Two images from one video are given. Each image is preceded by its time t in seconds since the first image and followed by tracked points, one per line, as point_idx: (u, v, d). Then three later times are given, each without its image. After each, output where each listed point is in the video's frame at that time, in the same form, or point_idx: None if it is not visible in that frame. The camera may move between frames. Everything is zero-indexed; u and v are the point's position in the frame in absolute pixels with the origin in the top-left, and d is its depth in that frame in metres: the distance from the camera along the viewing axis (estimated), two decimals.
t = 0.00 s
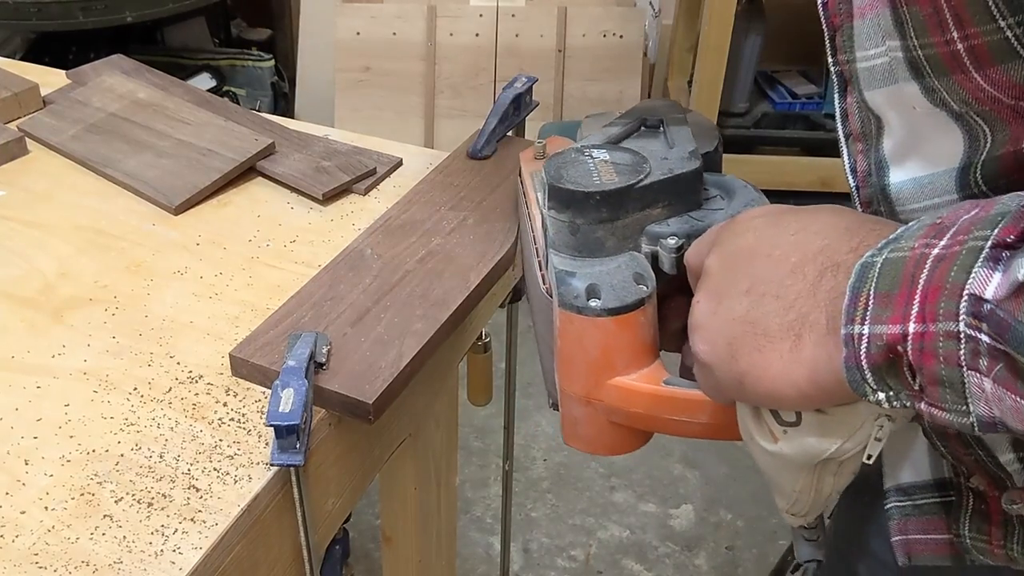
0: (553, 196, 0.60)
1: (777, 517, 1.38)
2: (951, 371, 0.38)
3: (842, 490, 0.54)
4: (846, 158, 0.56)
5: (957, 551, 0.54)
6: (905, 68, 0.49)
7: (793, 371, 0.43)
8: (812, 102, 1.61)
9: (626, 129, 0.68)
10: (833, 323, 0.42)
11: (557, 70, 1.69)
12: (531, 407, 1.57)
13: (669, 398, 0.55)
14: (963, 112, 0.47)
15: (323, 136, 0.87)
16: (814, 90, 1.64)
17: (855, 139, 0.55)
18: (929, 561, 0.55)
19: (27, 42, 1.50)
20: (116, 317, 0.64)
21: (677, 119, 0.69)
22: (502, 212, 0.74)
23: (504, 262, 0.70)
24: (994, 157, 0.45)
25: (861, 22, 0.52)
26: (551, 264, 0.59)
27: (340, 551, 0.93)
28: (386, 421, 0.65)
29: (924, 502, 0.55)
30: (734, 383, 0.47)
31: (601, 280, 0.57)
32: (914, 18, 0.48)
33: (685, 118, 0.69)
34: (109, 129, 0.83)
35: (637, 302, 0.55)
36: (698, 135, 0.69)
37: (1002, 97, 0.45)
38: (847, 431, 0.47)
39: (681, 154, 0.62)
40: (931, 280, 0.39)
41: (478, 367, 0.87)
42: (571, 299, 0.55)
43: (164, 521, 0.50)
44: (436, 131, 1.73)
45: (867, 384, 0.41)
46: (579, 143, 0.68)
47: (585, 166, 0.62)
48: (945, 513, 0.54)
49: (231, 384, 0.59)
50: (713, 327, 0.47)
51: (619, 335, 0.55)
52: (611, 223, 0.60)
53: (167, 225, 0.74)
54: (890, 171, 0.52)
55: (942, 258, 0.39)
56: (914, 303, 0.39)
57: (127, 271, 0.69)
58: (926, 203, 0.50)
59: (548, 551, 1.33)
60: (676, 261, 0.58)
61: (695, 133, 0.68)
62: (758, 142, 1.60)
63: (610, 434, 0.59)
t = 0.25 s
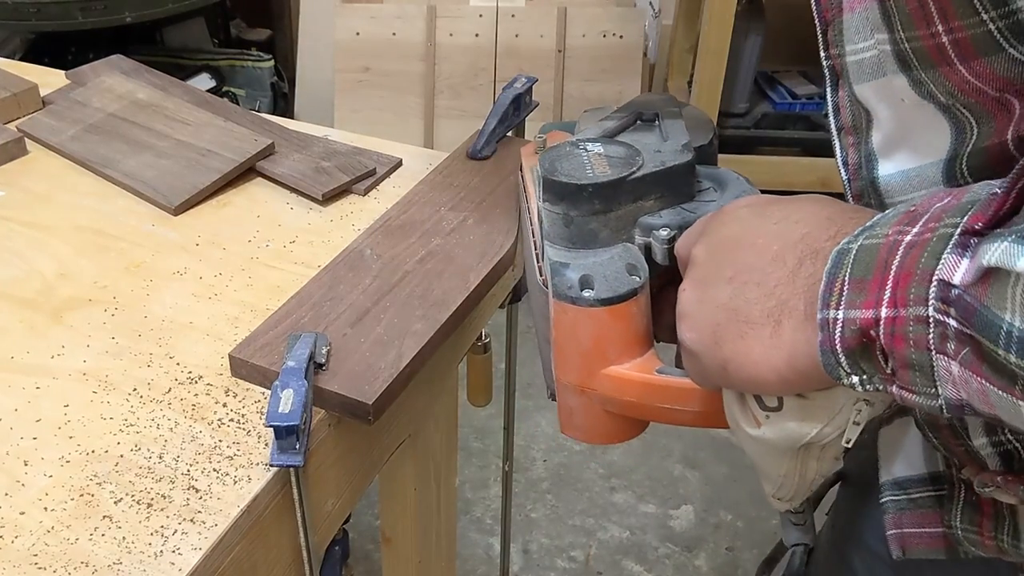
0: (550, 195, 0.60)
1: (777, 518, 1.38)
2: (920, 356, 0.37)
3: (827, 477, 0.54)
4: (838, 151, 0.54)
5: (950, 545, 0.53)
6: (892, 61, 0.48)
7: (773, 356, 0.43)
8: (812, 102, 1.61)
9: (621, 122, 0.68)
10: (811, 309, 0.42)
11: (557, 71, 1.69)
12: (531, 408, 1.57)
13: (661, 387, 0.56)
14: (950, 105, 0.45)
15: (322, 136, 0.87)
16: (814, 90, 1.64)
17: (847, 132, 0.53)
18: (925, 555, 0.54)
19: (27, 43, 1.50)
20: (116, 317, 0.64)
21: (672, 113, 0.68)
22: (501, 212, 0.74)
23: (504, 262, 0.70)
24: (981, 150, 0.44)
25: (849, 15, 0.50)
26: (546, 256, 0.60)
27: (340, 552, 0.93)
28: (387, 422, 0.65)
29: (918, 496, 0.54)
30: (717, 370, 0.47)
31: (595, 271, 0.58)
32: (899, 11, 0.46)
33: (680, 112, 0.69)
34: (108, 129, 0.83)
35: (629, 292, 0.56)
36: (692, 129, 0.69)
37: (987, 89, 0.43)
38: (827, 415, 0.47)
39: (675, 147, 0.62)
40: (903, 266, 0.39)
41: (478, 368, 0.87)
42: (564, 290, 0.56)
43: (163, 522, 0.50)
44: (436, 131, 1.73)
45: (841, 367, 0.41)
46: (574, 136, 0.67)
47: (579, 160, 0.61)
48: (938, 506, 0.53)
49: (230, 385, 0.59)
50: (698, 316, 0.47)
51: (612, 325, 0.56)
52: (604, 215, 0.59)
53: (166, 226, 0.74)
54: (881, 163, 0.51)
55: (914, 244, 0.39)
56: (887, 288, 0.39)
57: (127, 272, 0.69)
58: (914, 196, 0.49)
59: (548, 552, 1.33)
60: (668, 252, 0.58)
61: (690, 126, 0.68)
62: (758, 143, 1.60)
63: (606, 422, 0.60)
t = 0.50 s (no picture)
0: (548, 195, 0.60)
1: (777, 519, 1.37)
2: (893, 347, 0.37)
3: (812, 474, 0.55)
4: (832, 148, 0.54)
5: (946, 543, 0.52)
6: (880, 56, 0.48)
7: (754, 351, 0.44)
8: (812, 102, 1.61)
9: (617, 122, 0.68)
10: (790, 305, 0.43)
11: (557, 71, 1.68)
12: (530, 409, 1.57)
13: (652, 385, 0.56)
14: (935, 101, 0.45)
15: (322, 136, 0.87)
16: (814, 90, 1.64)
17: (840, 129, 0.53)
18: (921, 554, 0.54)
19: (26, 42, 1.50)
20: (116, 318, 0.64)
21: (669, 113, 0.68)
22: (502, 212, 0.74)
23: (504, 262, 0.70)
24: (966, 145, 0.44)
25: (841, 11, 0.50)
26: (540, 254, 0.60)
27: (339, 552, 0.93)
28: (387, 422, 0.65)
29: (915, 494, 0.54)
30: (701, 365, 0.48)
31: (588, 269, 0.58)
32: (886, 5, 0.47)
33: (677, 112, 0.69)
34: (108, 129, 0.83)
35: (621, 290, 0.56)
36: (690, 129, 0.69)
37: (969, 85, 0.43)
38: (808, 411, 0.47)
39: (669, 146, 0.62)
40: (878, 259, 0.39)
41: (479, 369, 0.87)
42: (557, 287, 0.57)
43: (163, 523, 0.49)
44: (436, 131, 1.73)
45: (817, 361, 0.41)
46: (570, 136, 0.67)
47: (573, 158, 0.61)
48: (933, 503, 0.53)
49: (230, 386, 0.59)
50: (682, 312, 0.48)
51: (603, 322, 0.57)
52: (597, 214, 0.60)
53: (166, 226, 0.74)
54: (873, 159, 0.50)
55: (889, 237, 0.39)
56: (862, 281, 0.39)
57: (126, 272, 0.68)
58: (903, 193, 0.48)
59: (548, 553, 1.33)
60: (661, 250, 0.57)
61: (688, 126, 0.68)
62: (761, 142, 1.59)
63: (600, 419, 0.61)
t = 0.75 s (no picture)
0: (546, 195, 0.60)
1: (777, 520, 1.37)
2: (858, 339, 0.38)
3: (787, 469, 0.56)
4: (828, 147, 0.54)
5: (943, 547, 0.52)
6: (869, 55, 0.48)
7: (728, 343, 0.45)
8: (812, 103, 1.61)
9: (616, 117, 0.68)
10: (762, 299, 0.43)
11: (557, 71, 1.68)
12: (530, 409, 1.57)
13: (637, 377, 0.57)
14: (921, 102, 0.45)
15: (321, 137, 0.87)
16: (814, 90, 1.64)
17: (835, 128, 0.53)
18: (918, 558, 0.54)
19: (26, 43, 1.50)
20: (115, 319, 0.64)
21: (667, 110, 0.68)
22: (502, 213, 0.74)
23: (503, 263, 0.70)
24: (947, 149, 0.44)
25: (832, 10, 0.50)
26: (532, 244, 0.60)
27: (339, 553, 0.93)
28: (387, 423, 0.65)
29: (912, 497, 0.54)
30: (680, 356, 0.49)
31: (578, 260, 0.58)
32: (872, 3, 0.46)
33: (677, 108, 0.69)
34: (107, 130, 0.83)
35: (611, 281, 0.56)
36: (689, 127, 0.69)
37: (953, 86, 0.43)
38: (781, 405, 0.49)
39: (665, 141, 0.62)
40: (847, 252, 0.39)
41: (479, 370, 0.87)
42: (548, 276, 0.57)
43: (162, 524, 0.49)
44: (435, 132, 1.73)
45: (787, 352, 0.42)
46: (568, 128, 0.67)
47: (569, 150, 0.61)
48: (929, 506, 0.52)
49: (229, 386, 0.59)
50: (665, 303, 0.50)
51: (592, 312, 0.57)
52: (591, 206, 0.60)
53: (165, 227, 0.74)
54: (866, 158, 0.50)
55: (858, 231, 0.39)
56: (830, 274, 0.39)
57: (126, 273, 0.68)
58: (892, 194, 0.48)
59: (548, 554, 1.33)
60: (651, 244, 0.58)
61: (686, 122, 0.68)
62: (761, 142, 1.60)
63: (586, 410, 0.62)
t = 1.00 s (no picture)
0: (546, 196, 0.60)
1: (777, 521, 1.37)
2: (866, 344, 0.37)
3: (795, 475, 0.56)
4: (823, 151, 0.54)
5: (942, 550, 0.52)
6: (861, 57, 0.48)
7: (734, 346, 0.45)
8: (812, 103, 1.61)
9: (616, 118, 0.68)
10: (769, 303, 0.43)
11: (557, 71, 1.68)
12: (530, 410, 1.57)
13: (639, 383, 0.56)
14: (916, 103, 0.45)
15: (321, 137, 0.87)
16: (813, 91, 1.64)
17: (829, 131, 0.53)
18: (917, 561, 0.54)
19: (25, 43, 1.50)
20: (114, 319, 0.64)
21: (667, 112, 0.68)
22: (501, 213, 0.74)
23: (503, 263, 0.70)
24: (943, 150, 0.44)
25: (826, 12, 0.51)
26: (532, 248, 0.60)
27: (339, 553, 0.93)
28: (386, 424, 0.65)
29: (909, 500, 0.54)
30: (685, 360, 0.48)
31: (578, 264, 0.58)
32: (865, 5, 0.47)
33: (676, 111, 0.69)
34: (107, 130, 0.83)
35: (611, 285, 0.56)
36: (689, 128, 0.69)
37: (947, 88, 0.43)
38: (789, 410, 0.48)
39: (664, 144, 0.62)
40: (853, 256, 0.39)
41: (479, 370, 0.87)
42: (548, 281, 0.57)
43: (162, 525, 0.49)
44: (435, 132, 1.73)
45: (794, 357, 0.42)
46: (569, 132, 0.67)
47: (569, 153, 0.62)
48: (926, 508, 0.53)
49: (229, 387, 0.59)
50: (669, 305, 0.49)
51: (593, 316, 0.56)
52: (591, 209, 0.60)
53: (164, 228, 0.74)
54: (861, 161, 0.50)
55: (865, 234, 0.39)
56: (837, 278, 0.39)
57: (125, 274, 0.68)
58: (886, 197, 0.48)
59: (548, 554, 1.33)
60: (652, 247, 0.58)
61: (686, 125, 0.68)
62: (762, 143, 1.60)
63: (587, 416, 0.61)
